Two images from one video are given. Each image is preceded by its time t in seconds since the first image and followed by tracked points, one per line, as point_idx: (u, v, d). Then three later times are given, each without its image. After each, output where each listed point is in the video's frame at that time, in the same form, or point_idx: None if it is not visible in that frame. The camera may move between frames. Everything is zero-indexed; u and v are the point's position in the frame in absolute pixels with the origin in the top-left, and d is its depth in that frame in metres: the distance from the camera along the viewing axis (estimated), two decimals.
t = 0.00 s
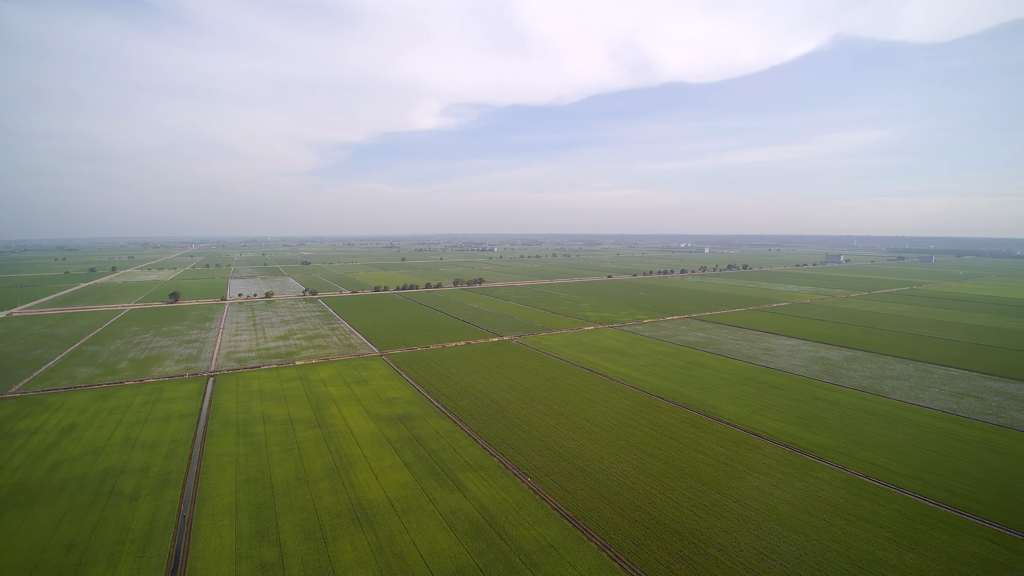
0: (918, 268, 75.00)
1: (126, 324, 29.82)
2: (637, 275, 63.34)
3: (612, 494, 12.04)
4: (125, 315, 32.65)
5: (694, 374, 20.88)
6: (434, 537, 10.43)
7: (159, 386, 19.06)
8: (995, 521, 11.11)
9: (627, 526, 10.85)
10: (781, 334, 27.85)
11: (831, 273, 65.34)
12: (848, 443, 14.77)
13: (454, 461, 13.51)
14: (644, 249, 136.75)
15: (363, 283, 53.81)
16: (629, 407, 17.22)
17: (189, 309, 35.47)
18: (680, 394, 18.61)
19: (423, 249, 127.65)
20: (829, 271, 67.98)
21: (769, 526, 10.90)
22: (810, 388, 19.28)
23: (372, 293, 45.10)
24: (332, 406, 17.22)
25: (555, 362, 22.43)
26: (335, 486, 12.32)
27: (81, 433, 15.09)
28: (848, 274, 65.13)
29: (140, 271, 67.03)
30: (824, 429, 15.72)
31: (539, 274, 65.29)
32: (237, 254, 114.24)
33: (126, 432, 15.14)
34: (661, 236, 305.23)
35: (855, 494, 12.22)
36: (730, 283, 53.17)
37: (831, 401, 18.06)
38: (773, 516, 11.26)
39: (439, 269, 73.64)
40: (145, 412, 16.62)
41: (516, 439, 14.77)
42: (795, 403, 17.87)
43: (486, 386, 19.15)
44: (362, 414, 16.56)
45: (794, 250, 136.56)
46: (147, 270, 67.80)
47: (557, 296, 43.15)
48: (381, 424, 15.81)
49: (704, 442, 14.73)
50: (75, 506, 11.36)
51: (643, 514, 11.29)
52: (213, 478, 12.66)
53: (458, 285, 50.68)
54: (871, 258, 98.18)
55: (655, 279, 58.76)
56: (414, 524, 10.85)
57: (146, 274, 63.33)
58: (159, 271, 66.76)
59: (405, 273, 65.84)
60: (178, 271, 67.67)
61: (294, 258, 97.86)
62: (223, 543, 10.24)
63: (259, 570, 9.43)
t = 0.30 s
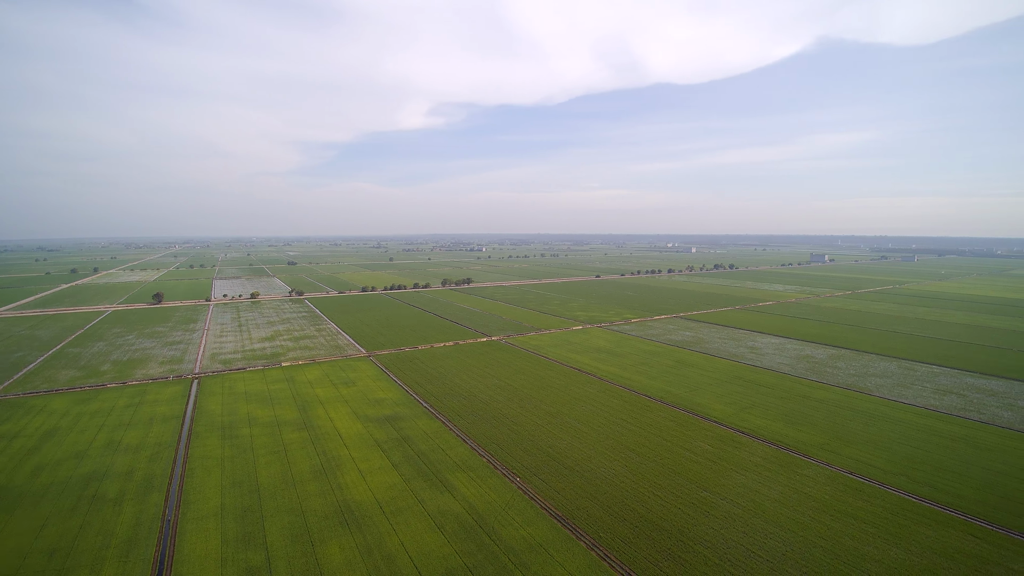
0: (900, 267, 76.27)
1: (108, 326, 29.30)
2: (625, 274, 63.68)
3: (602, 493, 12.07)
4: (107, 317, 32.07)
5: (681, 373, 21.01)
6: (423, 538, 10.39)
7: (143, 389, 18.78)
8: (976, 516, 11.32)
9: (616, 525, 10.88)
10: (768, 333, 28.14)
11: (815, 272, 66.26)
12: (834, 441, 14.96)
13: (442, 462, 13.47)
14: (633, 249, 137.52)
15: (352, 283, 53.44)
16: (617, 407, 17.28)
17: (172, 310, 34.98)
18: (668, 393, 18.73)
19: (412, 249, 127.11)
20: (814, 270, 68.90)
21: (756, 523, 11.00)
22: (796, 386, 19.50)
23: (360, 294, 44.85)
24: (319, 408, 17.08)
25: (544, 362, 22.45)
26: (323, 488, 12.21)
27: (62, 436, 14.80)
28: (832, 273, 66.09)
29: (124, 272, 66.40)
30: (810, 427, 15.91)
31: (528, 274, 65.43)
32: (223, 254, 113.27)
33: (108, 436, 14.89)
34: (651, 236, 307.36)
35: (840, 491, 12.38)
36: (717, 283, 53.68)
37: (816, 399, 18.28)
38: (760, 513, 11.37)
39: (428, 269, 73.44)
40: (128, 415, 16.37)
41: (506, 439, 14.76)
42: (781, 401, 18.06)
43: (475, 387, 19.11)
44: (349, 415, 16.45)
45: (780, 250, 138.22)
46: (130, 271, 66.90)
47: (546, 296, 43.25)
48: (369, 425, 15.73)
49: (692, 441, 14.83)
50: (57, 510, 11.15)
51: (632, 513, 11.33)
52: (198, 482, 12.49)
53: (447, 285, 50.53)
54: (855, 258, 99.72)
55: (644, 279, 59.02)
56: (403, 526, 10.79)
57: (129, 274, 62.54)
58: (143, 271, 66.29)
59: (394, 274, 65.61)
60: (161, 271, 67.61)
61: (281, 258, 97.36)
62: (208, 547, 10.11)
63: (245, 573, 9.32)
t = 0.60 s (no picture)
0: (883, 266, 77.62)
1: (90, 328, 28.81)
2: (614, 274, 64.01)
3: (590, 492, 12.12)
4: (89, 319, 31.55)
5: (669, 372, 21.17)
6: (412, 540, 10.34)
7: (127, 391, 18.51)
8: (959, 511, 11.52)
9: (605, 524, 10.93)
10: (754, 332, 28.44)
11: (800, 271, 67.20)
12: (819, 438, 15.14)
13: (431, 463, 13.43)
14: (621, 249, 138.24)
15: (340, 284, 53.17)
16: (606, 406, 17.35)
17: (156, 312, 34.47)
18: (656, 391, 18.85)
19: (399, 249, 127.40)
20: (800, 270, 69.83)
21: (743, 519, 11.11)
22: (782, 384, 19.74)
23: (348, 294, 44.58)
24: (306, 410, 16.95)
25: (533, 361, 22.48)
26: (311, 490, 12.13)
27: (43, 440, 14.53)
28: (817, 272, 67.04)
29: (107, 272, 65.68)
30: (796, 424, 16.08)
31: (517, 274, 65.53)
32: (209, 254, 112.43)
33: (91, 439, 14.64)
34: (642, 236, 309.20)
35: (826, 487, 12.54)
36: (704, 282, 54.19)
37: (802, 397, 18.50)
38: (747, 510, 11.49)
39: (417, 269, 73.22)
40: (112, 418, 16.12)
41: (494, 439, 14.76)
42: (768, 399, 18.24)
43: (464, 387, 19.09)
44: (337, 417, 16.34)
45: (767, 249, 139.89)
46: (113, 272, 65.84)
47: (534, 296, 43.33)
48: (357, 426, 15.65)
49: (680, 439, 14.93)
50: (38, 515, 10.95)
51: (621, 511, 11.38)
52: (184, 485, 12.33)
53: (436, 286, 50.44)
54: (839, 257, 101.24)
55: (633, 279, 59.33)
56: (392, 527, 10.76)
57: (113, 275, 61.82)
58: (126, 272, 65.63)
59: (383, 274, 65.35)
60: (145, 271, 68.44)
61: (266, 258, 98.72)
62: (194, 551, 9.98)
63: None
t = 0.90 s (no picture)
0: (866, 265, 78.91)
1: (72, 330, 28.32)
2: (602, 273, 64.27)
3: (580, 492, 12.14)
4: (70, 321, 31.02)
5: (657, 370, 21.29)
6: (401, 541, 10.31)
7: (111, 394, 18.23)
8: (942, 506, 11.73)
9: (594, 523, 10.96)
10: (741, 331, 28.70)
11: (786, 271, 67.99)
12: (806, 435, 15.31)
13: (420, 464, 13.38)
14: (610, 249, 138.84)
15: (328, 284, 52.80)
16: (595, 405, 17.41)
17: (139, 313, 33.97)
18: (644, 390, 18.94)
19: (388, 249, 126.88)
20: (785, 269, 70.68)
21: (731, 517, 11.21)
22: (769, 382, 19.94)
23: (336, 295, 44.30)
24: (293, 411, 16.80)
25: (521, 361, 22.49)
26: (299, 492, 12.03)
27: (24, 444, 14.26)
28: (802, 271, 67.91)
29: (89, 274, 64.70)
30: (782, 422, 16.24)
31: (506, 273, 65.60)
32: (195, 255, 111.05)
33: (73, 443, 14.39)
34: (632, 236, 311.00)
35: (812, 484, 12.68)
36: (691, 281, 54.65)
37: (788, 394, 18.69)
38: (735, 507, 11.59)
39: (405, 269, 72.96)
40: (94, 422, 15.86)
41: (484, 439, 14.75)
42: (755, 397, 18.41)
43: (452, 387, 19.04)
44: (325, 418, 16.22)
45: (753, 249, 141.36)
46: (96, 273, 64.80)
47: (523, 295, 43.38)
48: (345, 427, 15.55)
49: (668, 438, 15.01)
50: (19, 520, 10.74)
51: (610, 510, 11.42)
52: (169, 489, 12.16)
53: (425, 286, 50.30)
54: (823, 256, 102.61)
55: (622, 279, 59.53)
56: (381, 529, 10.70)
57: (96, 276, 61.11)
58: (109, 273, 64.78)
59: (372, 274, 65.05)
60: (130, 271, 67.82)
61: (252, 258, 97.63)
62: (180, 555, 9.86)
63: None
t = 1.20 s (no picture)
0: (848, 265, 80.12)
1: (52, 332, 27.81)
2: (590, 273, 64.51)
3: (569, 491, 12.19)
4: (50, 323, 30.44)
5: (645, 370, 21.42)
6: (390, 542, 10.27)
7: (93, 397, 17.94)
8: (924, 502, 11.93)
9: (583, 522, 11.00)
10: (727, 330, 28.98)
11: (771, 270, 68.80)
12: (791, 432, 15.50)
13: (408, 465, 13.32)
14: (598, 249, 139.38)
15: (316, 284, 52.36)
16: (583, 404, 17.48)
17: (121, 315, 33.43)
18: (632, 390, 19.05)
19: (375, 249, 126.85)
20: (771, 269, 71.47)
21: (718, 514, 11.31)
22: (755, 381, 20.15)
23: (322, 295, 43.98)
24: (279, 413, 16.67)
25: (509, 361, 22.51)
26: (286, 495, 11.93)
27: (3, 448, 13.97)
28: (787, 271, 68.75)
29: (69, 274, 63.41)
30: (768, 420, 16.42)
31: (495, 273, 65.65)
32: (177, 255, 110.27)
33: (54, 447, 14.14)
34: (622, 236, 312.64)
35: (797, 481, 12.84)
36: (678, 281, 55.09)
37: (773, 392, 18.90)
38: (722, 505, 11.69)
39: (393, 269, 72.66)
40: (76, 425, 15.59)
41: (473, 439, 14.74)
42: (741, 395, 18.59)
43: (441, 387, 19.01)
44: (311, 420, 16.10)
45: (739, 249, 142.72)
46: (77, 274, 63.56)
47: (510, 295, 43.42)
48: (332, 429, 15.46)
49: (656, 436, 15.13)
50: None
51: (599, 509, 11.47)
52: (153, 493, 12.00)
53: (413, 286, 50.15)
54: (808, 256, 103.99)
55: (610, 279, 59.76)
56: (370, 531, 10.64)
57: (77, 276, 59.97)
58: (90, 274, 63.59)
59: (360, 274, 64.67)
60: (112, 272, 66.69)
61: (237, 258, 98.84)
62: (165, 560, 9.74)
63: None
